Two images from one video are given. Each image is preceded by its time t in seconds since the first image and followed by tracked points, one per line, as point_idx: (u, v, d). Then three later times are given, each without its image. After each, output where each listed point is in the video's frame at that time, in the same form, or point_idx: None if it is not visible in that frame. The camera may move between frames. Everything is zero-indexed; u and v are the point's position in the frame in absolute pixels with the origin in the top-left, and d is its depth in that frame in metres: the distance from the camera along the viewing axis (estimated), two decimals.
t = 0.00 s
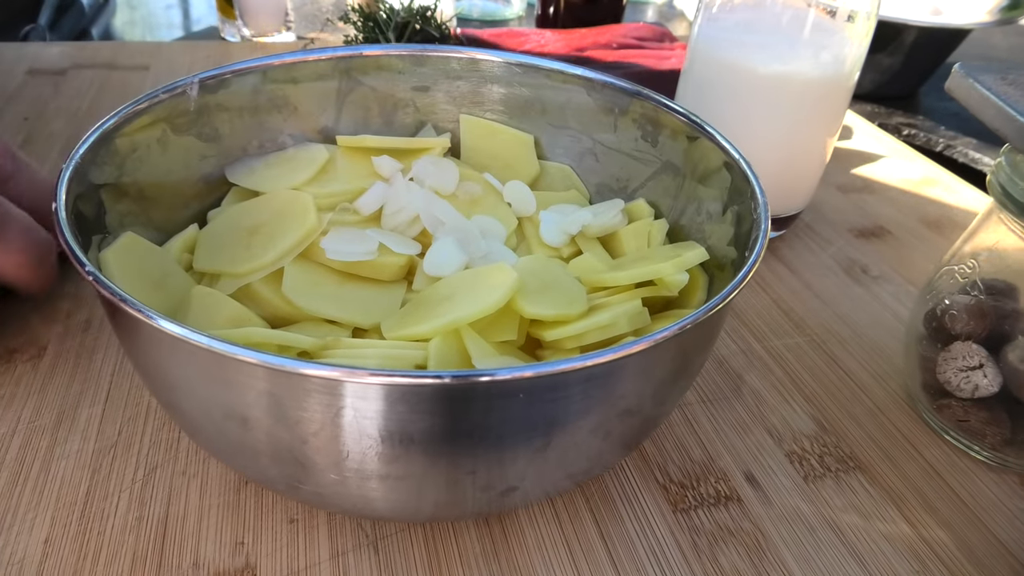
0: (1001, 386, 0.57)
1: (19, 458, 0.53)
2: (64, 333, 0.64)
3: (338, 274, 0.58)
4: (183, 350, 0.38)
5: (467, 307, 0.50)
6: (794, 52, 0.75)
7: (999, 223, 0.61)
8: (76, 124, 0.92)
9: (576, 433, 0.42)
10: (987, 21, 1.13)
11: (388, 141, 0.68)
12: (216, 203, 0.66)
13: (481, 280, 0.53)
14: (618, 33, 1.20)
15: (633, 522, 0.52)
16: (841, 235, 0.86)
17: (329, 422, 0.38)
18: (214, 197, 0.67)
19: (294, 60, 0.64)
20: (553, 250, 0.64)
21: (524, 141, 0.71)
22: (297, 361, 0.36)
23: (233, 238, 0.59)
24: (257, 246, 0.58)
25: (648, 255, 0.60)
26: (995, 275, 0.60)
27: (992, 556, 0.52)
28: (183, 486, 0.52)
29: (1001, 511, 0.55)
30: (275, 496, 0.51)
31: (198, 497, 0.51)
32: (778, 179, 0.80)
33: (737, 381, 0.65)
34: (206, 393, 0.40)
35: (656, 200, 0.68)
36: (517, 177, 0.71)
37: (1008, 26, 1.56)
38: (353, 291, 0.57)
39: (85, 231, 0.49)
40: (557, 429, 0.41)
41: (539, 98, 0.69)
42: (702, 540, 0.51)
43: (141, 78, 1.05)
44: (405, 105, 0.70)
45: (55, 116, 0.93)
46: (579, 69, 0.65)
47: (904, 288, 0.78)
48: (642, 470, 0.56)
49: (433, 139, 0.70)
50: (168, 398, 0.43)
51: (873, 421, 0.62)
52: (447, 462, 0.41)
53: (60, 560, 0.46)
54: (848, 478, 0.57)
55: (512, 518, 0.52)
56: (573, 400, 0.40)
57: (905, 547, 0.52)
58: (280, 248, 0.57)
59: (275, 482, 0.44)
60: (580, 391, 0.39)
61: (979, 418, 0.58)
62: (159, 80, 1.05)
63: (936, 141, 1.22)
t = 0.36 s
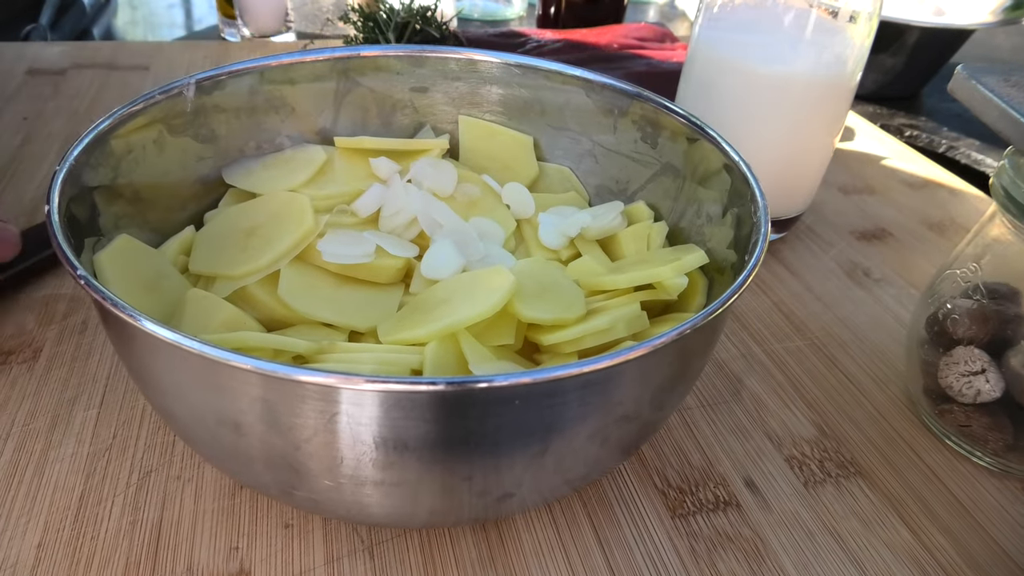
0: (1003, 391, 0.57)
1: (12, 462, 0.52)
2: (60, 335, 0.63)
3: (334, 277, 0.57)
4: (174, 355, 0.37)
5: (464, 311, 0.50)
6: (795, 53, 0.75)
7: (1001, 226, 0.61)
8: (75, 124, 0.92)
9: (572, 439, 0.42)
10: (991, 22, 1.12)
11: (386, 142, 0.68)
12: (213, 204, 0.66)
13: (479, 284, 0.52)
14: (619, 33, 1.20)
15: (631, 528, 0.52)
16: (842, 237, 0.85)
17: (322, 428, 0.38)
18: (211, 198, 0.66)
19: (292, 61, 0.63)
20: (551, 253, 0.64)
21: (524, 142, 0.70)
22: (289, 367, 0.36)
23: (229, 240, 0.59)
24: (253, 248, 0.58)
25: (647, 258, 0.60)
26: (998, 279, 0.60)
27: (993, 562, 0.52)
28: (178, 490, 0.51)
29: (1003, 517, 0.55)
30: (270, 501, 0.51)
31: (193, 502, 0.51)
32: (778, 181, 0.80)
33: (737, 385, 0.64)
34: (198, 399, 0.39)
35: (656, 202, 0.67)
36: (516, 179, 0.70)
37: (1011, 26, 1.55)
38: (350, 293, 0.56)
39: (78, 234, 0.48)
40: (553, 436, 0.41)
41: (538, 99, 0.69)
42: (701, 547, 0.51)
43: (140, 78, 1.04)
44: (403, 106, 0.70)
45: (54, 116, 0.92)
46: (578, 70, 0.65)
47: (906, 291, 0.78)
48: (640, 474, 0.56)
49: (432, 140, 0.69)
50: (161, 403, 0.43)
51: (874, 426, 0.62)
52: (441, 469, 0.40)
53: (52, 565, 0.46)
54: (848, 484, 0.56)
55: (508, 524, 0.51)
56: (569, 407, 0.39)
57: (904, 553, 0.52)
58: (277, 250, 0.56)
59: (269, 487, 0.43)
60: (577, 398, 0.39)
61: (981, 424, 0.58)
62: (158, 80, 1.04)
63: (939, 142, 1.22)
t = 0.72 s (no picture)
0: (1007, 392, 0.56)
1: (10, 462, 0.52)
2: (59, 335, 0.63)
3: (334, 277, 0.57)
4: (172, 355, 0.37)
5: (464, 311, 0.49)
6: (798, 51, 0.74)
7: (1005, 225, 0.60)
8: (75, 123, 0.91)
9: (573, 440, 0.41)
10: (994, 20, 1.12)
11: (386, 141, 0.67)
12: (212, 203, 0.66)
13: (479, 283, 0.52)
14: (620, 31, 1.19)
15: (632, 529, 0.51)
16: (845, 236, 0.85)
17: (321, 429, 0.38)
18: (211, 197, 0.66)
19: (291, 60, 0.63)
20: (552, 252, 0.64)
21: (524, 141, 0.70)
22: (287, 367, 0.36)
23: (229, 239, 0.59)
24: (253, 248, 0.57)
25: (648, 258, 0.59)
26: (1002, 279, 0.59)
27: (996, 564, 0.51)
28: (177, 491, 0.51)
29: (1007, 519, 0.55)
30: (269, 502, 0.51)
31: (192, 502, 0.50)
32: (781, 180, 0.79)
33: (739, 385, 0.64)
34: (196, 399, 0.39)
35: (658, 202, 0.67)
36: (517, 178, 0.70)
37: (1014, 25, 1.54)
38: (349, 293, 0.56)
39: (76, 233, 0.48)
40: (554, 436, 0.40)
41: (539, 98, 0.68)
42: (702, 548, 0.50)
43: (141, 77, 1.04)
44: (404, 105, 0.70)
45: (54, 116, 0.92)
46: (579, 69, 0.65)
47: (909, 291, 0.77)
48: (641, 475, 0.55)
49: (432, 139, 0.69)
50: (159, 403, 0.42)
51: (877, 427, 0.61)
52: (441, 470, 0.40)
53: (50, 566, 0.46)
54: (851, 485, 0.56)
55: (509, 525, 0.51)
56: (571, 407, 0.39)
57: (908, 554, 0.51)
58: (277, 249, 0.56)
59: (268, 488, 0.43)
60: (578, 398, 0.39)
61: (985, 425, 0.57)
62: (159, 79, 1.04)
63: (942, 141, 1.21)
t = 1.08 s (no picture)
0: (1008, 397, 0.56)
1: (11, 466, 0.52)
2: (60, 338, 0.63)
3: (335, 281, 0.57)
4: (171, 361, 0.37)
5: (464, 316, 0.49)
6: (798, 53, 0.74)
7: (1005, 229, 0.60)
8: (77, 126, 0.91)
9: (573, 446, 0.41)
10: (996, 21, 1.11)
11: (387, 144, 0.67)
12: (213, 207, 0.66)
13: (479, 288, 0.52)
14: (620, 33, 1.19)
15: (632, 534, 0.51)
16: (845, 239, 0.85)
17: (321, 435, 0.38)
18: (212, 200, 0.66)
19: (292, 63, 0.63)
20: (553, 256, 0.64)
21: (525, 144, 0.70)
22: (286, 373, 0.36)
23: (229, 243, 0.59)
24: (253, 252, 0.57)
25: (649, 262, 0.59)
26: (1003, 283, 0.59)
27: (996, 569, 0.51)
28: (177, 495, 0.51)
29: (1008, 524, 0.54)
30: (269, 506, 0.51)
31: (192, 506, 0.50)
32: (781, 183, 0.79)
33: (740, 389, 0.64)
34: (196, 405, 0.39)
35: (658, 205, 0.67)
36: (517, 182, 0.70)
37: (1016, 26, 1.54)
38: (350, 297, 0.56)
39: (77, 238, 0.48)
40: (553, 442, 0.40)
41: (540, 101, 0.68)
42: (702, 553, 0.50)
43: (142, 80, 1.04)
44: (405, 108, 0.70)
45: (56, 118, 0.92)
46: (580, 72, 0.65)
47: (910, 294, 0.77)
48: (642, 479, 0.55)
49: (433, 143, 0.69)
50: (159, 408, 0.42)
51: (878, 431, 0.61)
52: (440, 476, 0.40)
53: (50, 570, 0.46)
54: (851, 490, 0.56)
55: (509, 529, 0.51)
56: (570, 414, 0.39)
57: (908, 559, 0.51)
58: (277, 253, 0.56)
59: (268, 493, 0.43)
60: (577, 405, 0.39)
61: (986, 429, 0.57)
62: (160, 81, 1.04)
63: (943, 143, 1.21)
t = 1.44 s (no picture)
0: (1014, 402, 0.56)
1: (21, 468, 0.52)
2: (69, 341, 0.63)
3: (342, 285, 0.57)
4: (181, 366, 0.37)
5: (471, 321, 0.50)
6: (804, 57, 0.74)
7: (1011, 233, 0.60)
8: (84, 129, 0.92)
9: (580, 452, 0.41)
10: (1001, 23, 1.11)
11: (394, 148, 0.68)
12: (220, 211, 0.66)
13: (487, 292, 0.52)
14: (625, 36, 1.19)
15: (639, 538, 0.52)
16: (850, 243, 0.85)
17: (330, 440, 0.38)
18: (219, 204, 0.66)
19: (299, 68, 0.63)
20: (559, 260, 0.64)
21: (531, 148, 0.70)
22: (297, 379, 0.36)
23: (237, 247, 0.59)
24: (261, 256, 0.58)
25: (656, 266, 0.59)
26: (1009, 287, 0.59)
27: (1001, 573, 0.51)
28: (186, 498, 0.51)
29: (1014, 529, 0.55)
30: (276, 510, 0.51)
31: (201, 509, 0.51)
32: (786, 187, 0.79)
33: (746, 393, 0.64)
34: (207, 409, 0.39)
35: (664, 209, 0.67)
36: (524, 185, 0.70)
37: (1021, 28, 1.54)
38: (357, 301, 0.56)
39: (87, 242, 0.48)
40: (561, 448, 0.40)
41: (546, 105, 0.68)
42: (709, 558, 0.50)
43: (148, 82, 1.05)
44: (411, 112, 0.70)
45: (63, 121, 0.93)
46: (586, 77, 0.65)
47: (915, 298, 0.77)
48: (648, 484, 0.56)
49: (439, 147, 0.69)
50: (169, 412, 0.43)
51: (884, 436, 0.61)
52: (449, 481, 0.40)
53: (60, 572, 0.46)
54: (857, 495, 0.56)
55: (516, 534, 0.51)
56: (578, 420, 0.39)
57: (913, 564, 0.51)
58: (285, 258, 0.56)
59: (277, 497, 0.43)
60: (585, 411, 0.39)
61: (992, 434, 0.57)
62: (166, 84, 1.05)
63: (947, 145, 1.21)
